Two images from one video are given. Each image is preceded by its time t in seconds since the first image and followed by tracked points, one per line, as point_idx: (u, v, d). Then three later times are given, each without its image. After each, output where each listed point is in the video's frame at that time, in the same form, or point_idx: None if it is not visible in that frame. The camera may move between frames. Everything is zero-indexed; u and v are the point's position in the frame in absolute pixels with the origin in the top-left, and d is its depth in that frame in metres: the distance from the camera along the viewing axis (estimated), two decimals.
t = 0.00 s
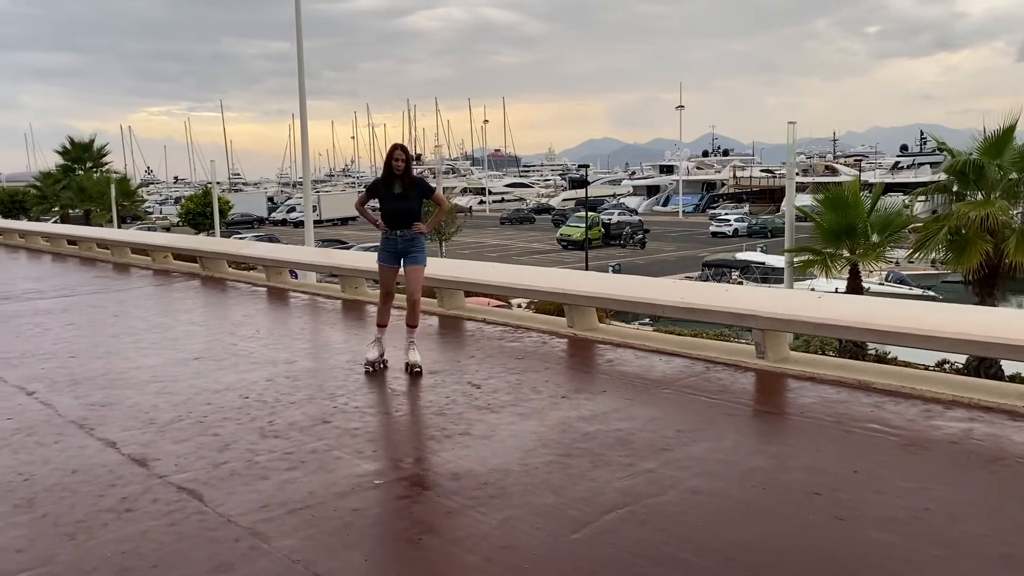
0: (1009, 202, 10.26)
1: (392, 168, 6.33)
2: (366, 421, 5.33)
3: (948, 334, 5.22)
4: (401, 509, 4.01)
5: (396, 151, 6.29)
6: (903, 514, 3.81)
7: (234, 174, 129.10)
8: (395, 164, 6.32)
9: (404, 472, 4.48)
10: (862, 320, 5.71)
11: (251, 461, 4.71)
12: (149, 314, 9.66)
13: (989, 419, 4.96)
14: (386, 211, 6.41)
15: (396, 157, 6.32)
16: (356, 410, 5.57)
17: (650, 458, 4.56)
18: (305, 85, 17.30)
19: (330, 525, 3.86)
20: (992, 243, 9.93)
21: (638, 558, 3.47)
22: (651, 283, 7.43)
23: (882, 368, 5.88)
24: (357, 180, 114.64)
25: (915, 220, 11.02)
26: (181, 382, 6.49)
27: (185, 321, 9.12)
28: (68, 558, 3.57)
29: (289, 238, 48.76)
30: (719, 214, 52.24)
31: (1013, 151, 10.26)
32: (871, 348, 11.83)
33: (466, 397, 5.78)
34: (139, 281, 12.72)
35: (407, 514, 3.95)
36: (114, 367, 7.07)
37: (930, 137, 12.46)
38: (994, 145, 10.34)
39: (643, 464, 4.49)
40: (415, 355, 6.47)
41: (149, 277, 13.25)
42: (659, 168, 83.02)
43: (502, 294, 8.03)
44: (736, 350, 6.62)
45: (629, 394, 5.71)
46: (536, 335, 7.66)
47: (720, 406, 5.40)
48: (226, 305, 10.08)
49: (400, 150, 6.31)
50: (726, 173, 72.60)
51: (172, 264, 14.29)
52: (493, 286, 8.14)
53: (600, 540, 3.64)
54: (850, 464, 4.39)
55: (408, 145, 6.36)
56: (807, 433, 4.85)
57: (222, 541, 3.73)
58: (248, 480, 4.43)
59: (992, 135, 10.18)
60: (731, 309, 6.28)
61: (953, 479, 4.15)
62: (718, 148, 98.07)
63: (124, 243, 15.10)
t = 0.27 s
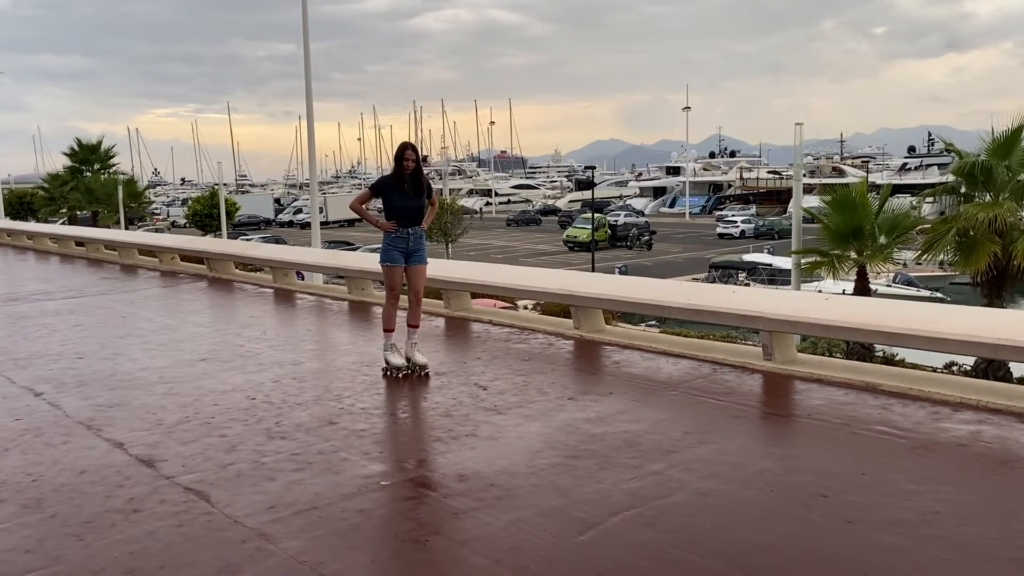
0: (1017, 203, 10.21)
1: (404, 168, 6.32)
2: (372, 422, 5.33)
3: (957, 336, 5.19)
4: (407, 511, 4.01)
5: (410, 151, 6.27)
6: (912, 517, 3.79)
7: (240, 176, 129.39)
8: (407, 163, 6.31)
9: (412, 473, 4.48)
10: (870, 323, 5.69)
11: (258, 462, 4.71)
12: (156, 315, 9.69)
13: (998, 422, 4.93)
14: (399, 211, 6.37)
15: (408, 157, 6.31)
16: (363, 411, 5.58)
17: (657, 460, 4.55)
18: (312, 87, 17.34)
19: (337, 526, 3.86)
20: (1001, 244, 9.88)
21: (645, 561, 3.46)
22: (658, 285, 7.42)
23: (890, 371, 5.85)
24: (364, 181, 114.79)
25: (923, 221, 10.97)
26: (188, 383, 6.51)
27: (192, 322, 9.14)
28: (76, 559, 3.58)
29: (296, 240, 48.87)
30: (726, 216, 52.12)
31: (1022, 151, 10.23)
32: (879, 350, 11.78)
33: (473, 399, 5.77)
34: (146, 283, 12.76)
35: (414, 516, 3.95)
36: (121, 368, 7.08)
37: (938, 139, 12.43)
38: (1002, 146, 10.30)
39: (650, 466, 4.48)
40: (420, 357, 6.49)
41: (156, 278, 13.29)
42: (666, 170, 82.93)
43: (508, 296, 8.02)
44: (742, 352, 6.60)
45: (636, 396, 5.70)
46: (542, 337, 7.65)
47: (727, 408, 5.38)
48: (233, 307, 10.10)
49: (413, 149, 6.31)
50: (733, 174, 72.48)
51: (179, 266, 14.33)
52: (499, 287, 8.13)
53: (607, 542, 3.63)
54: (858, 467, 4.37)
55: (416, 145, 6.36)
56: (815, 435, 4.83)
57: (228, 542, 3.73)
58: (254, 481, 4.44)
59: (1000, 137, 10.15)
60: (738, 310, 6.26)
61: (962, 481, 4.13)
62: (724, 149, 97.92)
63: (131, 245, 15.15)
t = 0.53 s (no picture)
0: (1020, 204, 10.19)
1: (410, 169, 6.33)
2: (374, 423, 5.33)
3: (960, 337, 5.17)
4: (408, 512, 4.01)
5: (416, 152, 6.28)
6: (914, 518, 3.78)
7: (243, 177, 129.53)
8: (413, 164, 6.32)
9: (413, 474, 4.48)
10: (872, 324, 5.68)
11: (260, 463, 4.71)
12: (159, 317, 9.70)
13: (1000, 423, 4.92)
14: (405, 212, 6.36)
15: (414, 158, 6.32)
16: (365, 412, 5.58)
17: (659, 461, 4.55)
18: (314, 89, 17.35)
19: (338, 527, 3.86)
20: (1004, 245, 9.86)
21: (647, 561, 3.46)
22: (660, 286, 7.41)
23: (893, 372, 5.84)
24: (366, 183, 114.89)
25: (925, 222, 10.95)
26: (190, 384, 6.52)
27: (195, 323, 9.15)
28: (78, 560, 3.58)
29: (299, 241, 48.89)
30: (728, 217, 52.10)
31: None
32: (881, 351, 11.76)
33: (474, 400, 5.78)
34: (149, 284, 12.78)
35: (416, 517, 3.95)
36: (123, 369, 7.09)
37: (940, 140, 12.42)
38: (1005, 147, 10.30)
39: (652, 467, 4.48)
40: (423, 357, 6.50)
41: (159, 280, 13.30)
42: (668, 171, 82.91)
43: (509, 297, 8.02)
44: (744, 353, 6.59)
45: (638, 397, 5.70)
46: (544, 338, 7.65)
47: (729, 409, 5.38)
48: (235, 308, 10.11)
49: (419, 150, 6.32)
50: (735, 175, 72.49)
51: (181, 267, 14.34)
52: (501, 289, 8.12)
53: (609, 543, 3.63)
54: (860, 468, 4.36)
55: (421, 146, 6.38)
56: (817, 437, 4.83)
57: (231, 543, 3.73)
58: (256, 482, 4.44)
59: (1002, 138, 10.13)
60: (740, 312, 6.26)
61: (965, 483, 4.12)
62: (727, 151, 97.90)
63: (134, 246, 15.16)
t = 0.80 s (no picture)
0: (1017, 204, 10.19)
1: (414, 170, 6.32)
2: (371, 424, 5.33)
3: (957, 338, 5.18)
4: (405, 513, 4.01)
5: (421, 153, 6.28)
6: (910, 519, 3.79)
7: (241, 178, 129.44)
8: (417, 166, 6.31)
9: (410, 475, 4.48)
10: (869, 325, 5.68)
11: (257, 464, 4.71)
12: (156, 318, 9.69)
13: (996, 424, 4.93)
14: (408, 214, 6.35)
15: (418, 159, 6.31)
16: (362, 413, 5.58)
17: (656, 462, 4.55)
18: (312, 89, 17.33)
19: (335, 528, 3.86)
20: (1001, 246, 9.88)
21: (643, 562, 3.46)
22: (657, 287, 7.42)
23: (889, 373, 5.85)
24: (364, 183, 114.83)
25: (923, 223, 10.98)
26: (187, 385, 6.51)
27: (192, 324, 9.14)
28: (74, 561, 3.58)
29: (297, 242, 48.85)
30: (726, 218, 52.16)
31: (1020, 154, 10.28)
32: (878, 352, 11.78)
33: (472, 400, 5.78)
34: (146, 285, 12.76)
35: (413, 518, 3.95)
36: (121, 370, 7.08)
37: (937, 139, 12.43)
38: (1001, 148, 10.34)
39: (648, 468, 4.48)
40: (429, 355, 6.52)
41: (156, 280, 13.29)
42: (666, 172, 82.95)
43: (507, 298, 8.02)
44: (742, 354, 6.60)
45: (635, 398, 5.71)
46: (541, 339, 7.65)
47: (726, 410, 5.38)
48: (232, 309, 10.10)
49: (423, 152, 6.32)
50: (733, 176, 72.54)
51: (178, 268, 14.32)
52: (498, 289, 8.13)
53: (605, 543, 3.63)
54: (856, 468, 4.37)
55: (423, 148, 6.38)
56: (814, 437, 4.83)
57: (227, 544, 3.73)
58: (253, 483, 4.44)
59: (999, 139, 10.17)
60: (737, 312, 6.26)
61: (961, 484, 4.13)
62: (725, 152, 97.93)
63: (131, 247, 15.13)
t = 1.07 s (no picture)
0: (1007, 205, 10.27)
1: (415, 170, 6.33)
2: (364, 425, 5.32)
3: (948, 338, 5.20)
4: (397, 514, 4.01)
5: (422, 153, 6.29)
6: (900, 518, 3.80)
7: (234, 178, 129.20)
8: (419, 165, 6.32)
9: (402, 476, 4.48)
10: (861, 325, 5.70)
11: (249, 465, 4.70)
12: (148, 318, 9.67)
13: (987, 423, 4.95)
14: (409, 215, 6.35)
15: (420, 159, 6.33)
16: (354, 414, 5.57)
17: (648, 462, 4.56)
18: (305, 89, 17.31)
19: (327, 529, 3.85)
20: (991, 246, 9.93)
21: (635, 562, 3.47)
22: (650, 287, 7.43)
23: (881, 373, 5.87)
24: (358, 184, 114.74)
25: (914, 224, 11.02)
26: (179, 385, 6.50)
27: (184, 325, 9.12)
28: (64, 563, 3.57)
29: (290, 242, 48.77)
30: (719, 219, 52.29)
31: (1011, 155, 10.34)
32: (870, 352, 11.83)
33: (464, 401, 5.78)
34: (138, 285, 12.73)
35: (404, 518, 3.94)
36: (112, 371, 7.06)
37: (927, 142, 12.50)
38: (992, 149, 10.39)
39: (641, 468, 4.48)
40: (434, 355, 6.51)
41: (148, 281, 13.26)
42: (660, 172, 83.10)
43: (500, 298, 8.02)
44: (734, 354, 6.61)
45: (627, 398, 5.72)
46: (534, 339, 7.66)
47: (718, 410, 5.40)
48: (225, 309, 10.08)
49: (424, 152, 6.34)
50: (726, 177, 72.72)
51: (171, 269, 14.28)
52: (492, 289, 8.13)
53: (597, 544, 3.64)
54: (847, 468, 4.38)
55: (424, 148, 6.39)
56: (805, 437, 4.85)
57: (219, 545, 3.72)
58: (245, 484, 4.43)
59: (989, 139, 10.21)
60: (729, 313, 6.27)
61: (951, 483, 4.14)
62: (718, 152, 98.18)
63: (123, 247, 15.09)
